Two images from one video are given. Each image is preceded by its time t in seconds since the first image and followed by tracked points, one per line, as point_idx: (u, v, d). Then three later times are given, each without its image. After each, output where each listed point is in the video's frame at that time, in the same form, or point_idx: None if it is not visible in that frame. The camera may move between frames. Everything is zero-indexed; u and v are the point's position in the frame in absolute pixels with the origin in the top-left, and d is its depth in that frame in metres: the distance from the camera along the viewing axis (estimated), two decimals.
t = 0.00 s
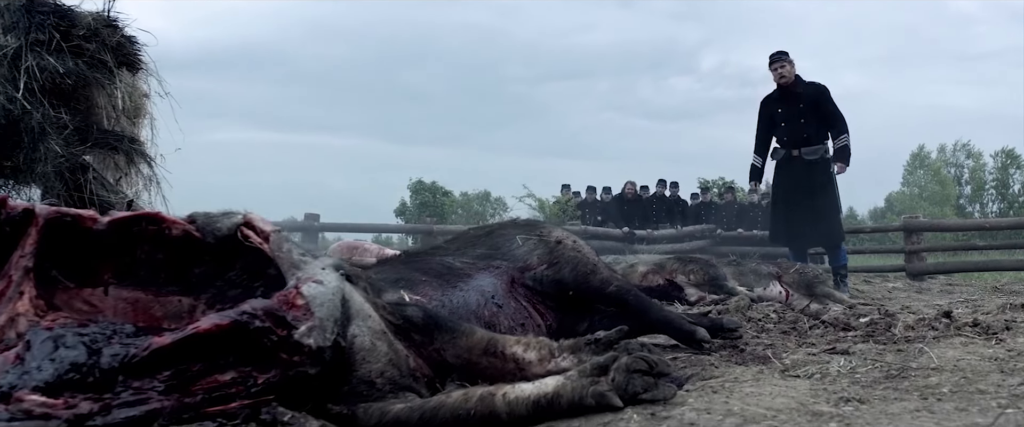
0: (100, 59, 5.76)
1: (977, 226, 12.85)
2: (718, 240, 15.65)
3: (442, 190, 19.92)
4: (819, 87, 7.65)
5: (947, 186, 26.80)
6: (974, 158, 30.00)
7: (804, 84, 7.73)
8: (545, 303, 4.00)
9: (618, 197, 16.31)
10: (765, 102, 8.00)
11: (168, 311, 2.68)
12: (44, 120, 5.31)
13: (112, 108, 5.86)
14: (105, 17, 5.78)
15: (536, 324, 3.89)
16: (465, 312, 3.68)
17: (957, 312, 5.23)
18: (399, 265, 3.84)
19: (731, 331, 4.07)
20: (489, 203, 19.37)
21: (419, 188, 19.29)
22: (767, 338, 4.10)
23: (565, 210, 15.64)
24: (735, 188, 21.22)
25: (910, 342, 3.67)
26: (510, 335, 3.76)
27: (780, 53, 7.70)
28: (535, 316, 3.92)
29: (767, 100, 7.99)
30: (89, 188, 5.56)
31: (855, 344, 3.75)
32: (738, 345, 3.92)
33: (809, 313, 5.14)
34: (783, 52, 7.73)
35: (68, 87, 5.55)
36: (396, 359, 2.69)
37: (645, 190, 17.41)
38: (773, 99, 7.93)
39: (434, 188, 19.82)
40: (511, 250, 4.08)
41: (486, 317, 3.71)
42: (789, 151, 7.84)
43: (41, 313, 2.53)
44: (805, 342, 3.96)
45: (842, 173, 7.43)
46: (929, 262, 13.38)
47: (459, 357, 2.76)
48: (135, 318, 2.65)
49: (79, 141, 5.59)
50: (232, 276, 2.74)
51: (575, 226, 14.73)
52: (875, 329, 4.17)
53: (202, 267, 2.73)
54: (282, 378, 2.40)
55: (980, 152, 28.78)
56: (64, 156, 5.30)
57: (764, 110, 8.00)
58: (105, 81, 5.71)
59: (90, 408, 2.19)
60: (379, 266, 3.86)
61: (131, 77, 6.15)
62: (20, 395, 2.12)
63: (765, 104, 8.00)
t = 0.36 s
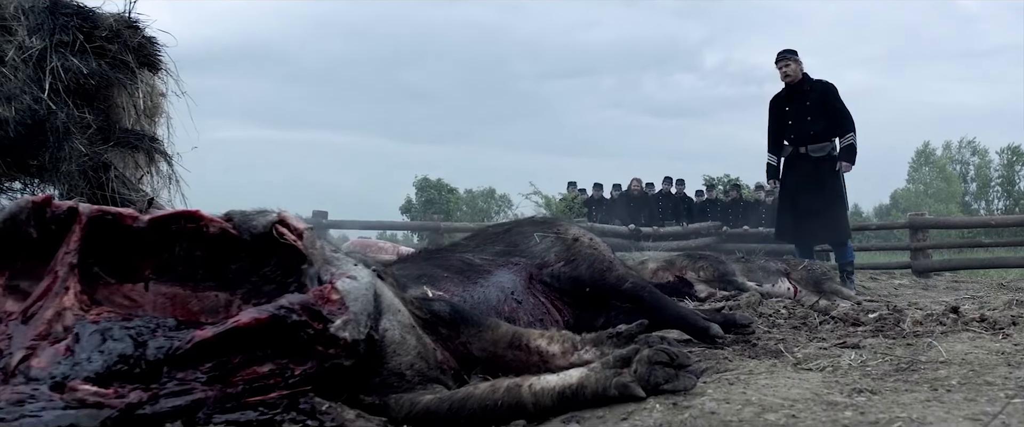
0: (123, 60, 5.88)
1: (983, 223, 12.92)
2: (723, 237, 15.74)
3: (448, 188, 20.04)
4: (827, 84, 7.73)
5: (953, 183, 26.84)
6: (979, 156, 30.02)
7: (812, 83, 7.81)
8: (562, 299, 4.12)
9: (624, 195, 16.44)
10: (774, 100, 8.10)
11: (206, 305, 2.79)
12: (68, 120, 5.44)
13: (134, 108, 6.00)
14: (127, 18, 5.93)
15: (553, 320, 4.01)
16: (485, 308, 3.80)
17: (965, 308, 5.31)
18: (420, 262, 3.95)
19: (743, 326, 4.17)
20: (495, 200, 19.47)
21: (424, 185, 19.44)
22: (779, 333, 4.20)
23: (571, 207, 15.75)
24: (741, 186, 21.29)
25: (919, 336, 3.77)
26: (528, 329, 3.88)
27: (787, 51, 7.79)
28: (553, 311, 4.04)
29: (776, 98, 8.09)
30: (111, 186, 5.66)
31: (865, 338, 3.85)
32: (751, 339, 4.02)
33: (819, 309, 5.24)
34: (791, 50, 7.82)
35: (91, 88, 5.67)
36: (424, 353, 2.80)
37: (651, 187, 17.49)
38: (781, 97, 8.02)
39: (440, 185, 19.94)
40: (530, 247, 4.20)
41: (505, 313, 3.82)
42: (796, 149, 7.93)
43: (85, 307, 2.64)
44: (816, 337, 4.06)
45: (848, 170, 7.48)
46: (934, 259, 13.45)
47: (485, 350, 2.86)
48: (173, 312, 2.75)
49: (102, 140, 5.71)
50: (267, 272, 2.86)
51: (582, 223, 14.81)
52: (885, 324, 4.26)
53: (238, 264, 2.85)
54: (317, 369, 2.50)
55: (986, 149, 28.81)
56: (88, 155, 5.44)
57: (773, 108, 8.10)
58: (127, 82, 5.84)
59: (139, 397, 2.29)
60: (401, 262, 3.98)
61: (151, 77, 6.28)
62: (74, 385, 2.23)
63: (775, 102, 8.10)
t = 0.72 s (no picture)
0: (139, 60, 5.98)
1: (985, 220, 12.99)
2: (726, 235, 15.83)
3: (451, 185, 20.14)
4: (837, 82, 7.69)
5: (955, 181, 26.92)
6: (981, 153, 30.07)
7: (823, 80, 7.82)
8: (573, 295, 4.23)
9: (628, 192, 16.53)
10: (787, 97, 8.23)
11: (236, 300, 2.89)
12: (86, 120, 5.56)
13: (150, 108, 6.11)
14: (142, 20, 6.05)
15: (565, 315, 4.13)
16: (500, 304, 3.91)
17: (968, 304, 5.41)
18: (436, 258, 4.06)
19: (752, 322, 4.27)
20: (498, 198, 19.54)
21: (427, 183, 19.52)
22: (786, 329, 4.30)
23: (575, 205, 15.83)
24: (743, 184, 21.36)
25: (923, 332, 3.86)
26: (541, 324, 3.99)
27: (797, 51, 7.85)
28: (564, 307, 4.16)
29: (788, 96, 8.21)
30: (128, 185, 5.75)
31: (871, 334, 3.94)
32: (759, 334, 4.12)
33: (824, 305, 5.33)
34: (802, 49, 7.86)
35: (109, 88, 5.77)
36: (445, 347, 2.89)
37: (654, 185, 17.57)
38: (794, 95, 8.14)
39: (443, 183, 20.04)
40: (542, 245, 4.33)
41: (520, 308, 3.94)
42: (802, 147, 8.05)
43: (120, 303, 2.73)
44: (823, 332, 4.15)
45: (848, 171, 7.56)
46: (937, 256, 13.52)
47: (505, 344, 2.96)
48: (202, 307, 2.86)
49: (120, 140, 5.81)
50: (294, 268, 2.96)
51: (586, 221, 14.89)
52: (890, 320, 4.36)
53: (265, 260, 2.94)
54: (346, 362, 2.60)
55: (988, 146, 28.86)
56: (105, 154, 5.56)
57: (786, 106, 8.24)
58: (144, 82, 5.95)
59: (178, 388, 2.39)
60: (418, 258, 4.09)
61: (167, 77, 6.38)
62: (115, 376, 2.33)
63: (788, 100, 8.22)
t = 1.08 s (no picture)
0: (154, 60, 6.06)
1: (986, 218, 13.07)
2: (728, 232, 15.93)
3: (453, 183, 20.24)
4: (846, 86, 7.63)
5: (957, 178, 26.96)
6: (982, 151, 30.13)
7: (835, 82, 7.79)
8: (583, 292, 4.34)
9: (631, 190, 16.60)
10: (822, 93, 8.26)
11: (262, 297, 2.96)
12: (102, 119, 5.65)
13: (163, 107, 6.19)
14: (156, 21, 6.14)
15: (575, 311, 4.23)
16: (514, 300, 4.00)
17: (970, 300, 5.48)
18: (450, 255, 4.16)
19: (758, 318, 4.36)
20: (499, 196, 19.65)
21: (427, 181, 19.62)
22: (792, 325, 4.39)
23: (578, 203, 15.91)
24: (745, 182, 21.44)
25: (926, 327, 3.95)
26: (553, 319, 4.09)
27: (812, 53, 7.93)
28: (575, 304, 4.26)
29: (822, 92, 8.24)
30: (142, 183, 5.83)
31: (875, 329, 4.03)
32: (766, 330, 4.21)
33: (829, 302, 5.42)
34: (816, 52, 7.93)
35: (124, 88, 5.86)
36: (464, 341, 2.99)
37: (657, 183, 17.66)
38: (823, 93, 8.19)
39: (445, 181, 20.14)
40: (553, 242, 4.43)
41: (532, 304, 4.04)
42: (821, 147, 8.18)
43: (149, 299, 2.81)
44: (828, 328, 4.24)
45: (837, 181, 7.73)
46: (938, 254, 13.61)
47: (521, 339, 3.06)
48: (229, 303, 2.94)
49: (134, 139, 5.91)
50: (316, 265, 3.05)
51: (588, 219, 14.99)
52: (893, 316, 4.44)
53: (289, 257, 3.03)
54: (369, 356, 2.69)
55: (989, 144, 28.92)
56: (121, 153, 5.65)
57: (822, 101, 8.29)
58: (158, 81, 6.04)
59: (209, 381, 2.47)
60: (432, 255, 4.19)
61: (180, 77, 6.47)
62: (150, 369, 2.42)
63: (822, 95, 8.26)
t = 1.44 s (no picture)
0: (170, 60, 6.15)
1: (991, 215, 13.12)
2: (732, 229, 16.01)
3: (457, 181, 20.32)
4: (858, 79, 7.69)
5: (962, 175, 26.95)
6: (987, 147, 30.13)
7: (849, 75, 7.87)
8: (596, 287, 4.43)
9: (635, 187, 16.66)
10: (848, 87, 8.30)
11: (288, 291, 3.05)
12: (120, 118, 5.74)
13: (178, 106, 6.29)
14: (172, 21, 6.23)
15: (588, 306, 4.32)
16: (528, 296, 4.10)
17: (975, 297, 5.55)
18: (465, 252, 4.26)
19: (768, 313, 4.43)
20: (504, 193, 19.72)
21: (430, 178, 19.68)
22: (800, 320, 4.46)
23: (583, 199, 15.98)
24: (749, 179, 21.49)
25: (933, 322, 4.03)
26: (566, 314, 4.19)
27: (835, 46, 8.05)
28: (588, 299, 4.35)
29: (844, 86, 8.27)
30: (158, 181, 5.93)
31: (883, 324, 4.11)
32: (775, 325, 4.29)
33: (836, 298, 5.49)
34: (836, 45, 8.04)
35: (141, 88, 5.95)
36: (484, 335, 3.07)
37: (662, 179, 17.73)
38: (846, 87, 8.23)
39: (449, 178, 20.22)
40: (567, 238, 4.52)
41: (546, 299, 4.13)
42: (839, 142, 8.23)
43: (179, 294, 2.90)
44: (836, 323, 4.31)
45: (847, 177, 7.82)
46: (943, 251, 13.65)
47: (539, 333, 3.15)
48: (255, 298, 3.02)
49: (150, 138, 6.00)
50: (340, 261, 3.14)
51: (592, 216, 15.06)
52: (900, 311, 4.52)
53: (313, 254, 3.12)
54: (393, 350, 2.78)
55: (994, 141, 28.92)
56: (138, 152, 5.74)
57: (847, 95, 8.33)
58: (174, 81, 6.13)
59: (242, 374, 2.55)
60: (448, 251, 4.30)
61: (195, 77, 6.57)
62: (184, 362, 2.51)
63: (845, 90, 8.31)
